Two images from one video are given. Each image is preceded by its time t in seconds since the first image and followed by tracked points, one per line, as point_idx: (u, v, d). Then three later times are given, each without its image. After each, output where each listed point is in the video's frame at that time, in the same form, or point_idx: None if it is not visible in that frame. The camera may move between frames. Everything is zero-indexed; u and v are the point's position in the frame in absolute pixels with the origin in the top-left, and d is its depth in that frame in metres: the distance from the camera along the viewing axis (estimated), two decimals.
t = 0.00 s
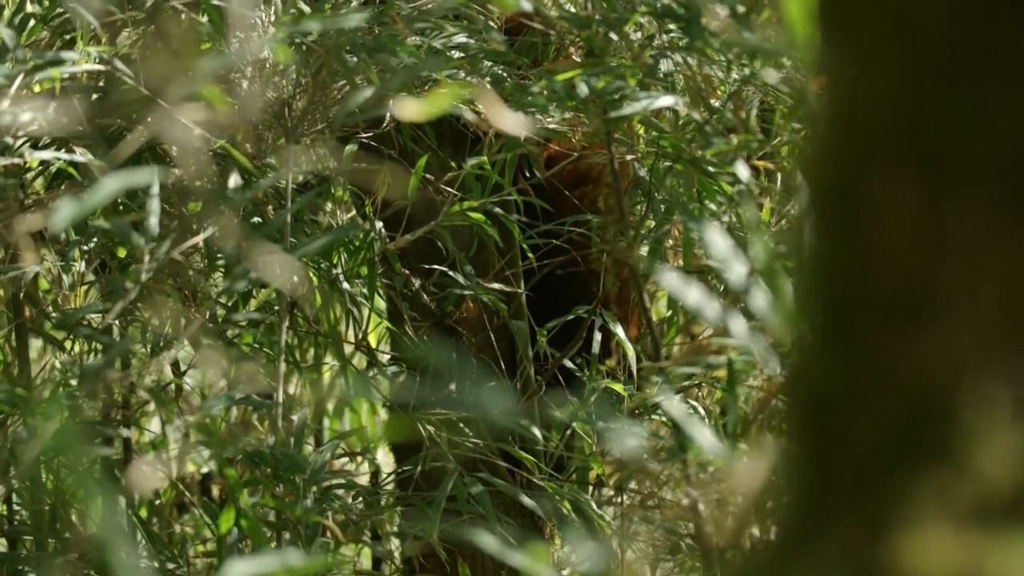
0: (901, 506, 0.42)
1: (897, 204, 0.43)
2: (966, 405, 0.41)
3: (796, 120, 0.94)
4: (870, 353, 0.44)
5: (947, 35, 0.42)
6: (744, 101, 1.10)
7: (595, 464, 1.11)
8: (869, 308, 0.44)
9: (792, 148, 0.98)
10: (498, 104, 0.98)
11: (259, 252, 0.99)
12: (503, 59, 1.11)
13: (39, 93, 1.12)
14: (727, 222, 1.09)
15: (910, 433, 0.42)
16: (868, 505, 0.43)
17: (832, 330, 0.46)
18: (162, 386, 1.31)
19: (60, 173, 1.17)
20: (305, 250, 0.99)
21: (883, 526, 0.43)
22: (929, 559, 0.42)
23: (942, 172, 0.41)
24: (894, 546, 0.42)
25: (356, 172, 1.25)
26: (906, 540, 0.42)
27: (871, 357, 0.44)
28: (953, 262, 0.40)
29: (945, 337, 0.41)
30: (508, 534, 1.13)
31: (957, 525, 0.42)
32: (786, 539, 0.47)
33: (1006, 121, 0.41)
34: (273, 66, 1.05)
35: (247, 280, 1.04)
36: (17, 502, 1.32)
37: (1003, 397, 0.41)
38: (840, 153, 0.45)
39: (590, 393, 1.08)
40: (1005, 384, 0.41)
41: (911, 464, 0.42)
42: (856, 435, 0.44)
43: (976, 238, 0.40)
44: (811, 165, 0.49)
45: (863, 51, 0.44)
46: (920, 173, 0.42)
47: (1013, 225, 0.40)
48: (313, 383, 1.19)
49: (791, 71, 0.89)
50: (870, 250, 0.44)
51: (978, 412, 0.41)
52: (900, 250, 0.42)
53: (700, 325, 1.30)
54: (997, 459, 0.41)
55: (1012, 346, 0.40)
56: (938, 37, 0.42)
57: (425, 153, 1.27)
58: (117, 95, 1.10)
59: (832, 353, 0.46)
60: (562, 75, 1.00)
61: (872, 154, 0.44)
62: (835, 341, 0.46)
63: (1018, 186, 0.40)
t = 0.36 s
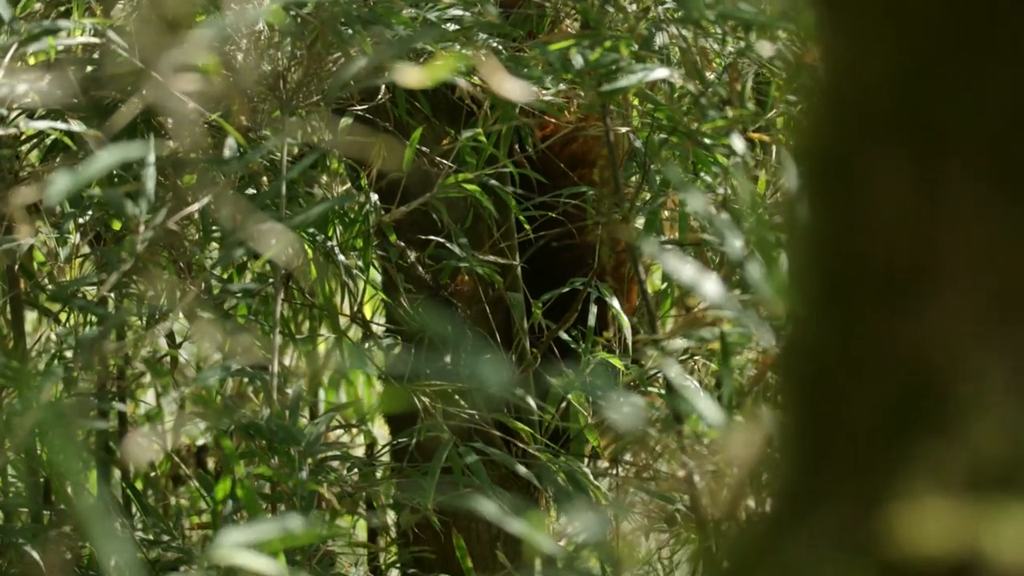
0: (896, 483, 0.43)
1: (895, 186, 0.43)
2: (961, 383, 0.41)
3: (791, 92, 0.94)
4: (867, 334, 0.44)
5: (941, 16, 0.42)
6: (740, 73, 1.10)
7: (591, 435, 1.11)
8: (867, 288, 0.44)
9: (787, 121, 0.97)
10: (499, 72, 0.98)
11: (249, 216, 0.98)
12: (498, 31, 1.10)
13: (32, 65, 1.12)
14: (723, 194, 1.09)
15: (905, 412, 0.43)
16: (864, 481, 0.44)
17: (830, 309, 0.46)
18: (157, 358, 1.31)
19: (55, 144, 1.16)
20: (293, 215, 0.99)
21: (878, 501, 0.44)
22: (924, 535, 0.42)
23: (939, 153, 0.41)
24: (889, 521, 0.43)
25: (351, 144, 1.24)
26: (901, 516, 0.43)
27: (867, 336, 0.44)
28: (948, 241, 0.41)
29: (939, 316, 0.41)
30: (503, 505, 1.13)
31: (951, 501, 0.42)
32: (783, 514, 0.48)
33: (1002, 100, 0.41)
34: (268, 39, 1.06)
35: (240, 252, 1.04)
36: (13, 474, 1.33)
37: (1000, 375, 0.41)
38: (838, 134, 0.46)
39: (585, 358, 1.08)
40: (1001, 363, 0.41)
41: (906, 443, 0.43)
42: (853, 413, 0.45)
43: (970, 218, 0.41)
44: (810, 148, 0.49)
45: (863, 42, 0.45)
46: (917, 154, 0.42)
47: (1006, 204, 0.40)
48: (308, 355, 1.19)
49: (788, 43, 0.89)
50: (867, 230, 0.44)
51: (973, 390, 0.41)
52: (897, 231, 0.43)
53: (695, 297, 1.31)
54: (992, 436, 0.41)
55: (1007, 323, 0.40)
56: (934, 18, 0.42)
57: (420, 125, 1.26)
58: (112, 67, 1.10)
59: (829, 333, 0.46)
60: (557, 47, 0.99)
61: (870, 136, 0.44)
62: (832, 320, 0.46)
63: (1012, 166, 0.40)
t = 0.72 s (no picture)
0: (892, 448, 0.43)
1: (890, 154, 0.43)
2: (959, 350, 0.42)
3: (789, 58, 0.94)
4: (862, 303, 0.44)
5: None
6: (738, 39, 1.09)
7: (587, 402, 1.12)
8: (861, 256, 0.44)
9: (785, 87, 0.97)
10: (496, 37, 0.99)
11: (245, 182, 0.98)
12: None
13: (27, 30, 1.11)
14: (720, 161, 1.09)
15: (900, 379, 0.43)
16: (859, 447, 0.45)
17: (825, 277, 0.46)
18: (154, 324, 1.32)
19: (51, 111, 1.16)
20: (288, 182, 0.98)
21: (874, 465, 0.44)
22: (919, 499, 0.43)
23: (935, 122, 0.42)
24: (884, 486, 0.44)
25: (347, 111, 1.24)
26: (900, 483, 0.43)
27: (861, 303, 0.44)
28: (944, 211, 0.41)
29: (935, 284, 0.42)
30: (500, 471, 1.14)
31: (946, 466, 0.43)
32: (777, 480, 0.48)
33: (1002, 78, 0.41)
34: (264, 4, 1.05)
35: (236, 218, 1.03)
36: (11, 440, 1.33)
37: (996, 343, 0.41)
38: (833, 103, 0.45)
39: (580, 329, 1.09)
40: (998, 334, 0.41)
41: (900, 410, 0.43)
42: (847, 380, 0.45)
43: (966, 188, 0.41)
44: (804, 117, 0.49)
45: (854, 9, 0.44)
46: (913, 123, 0.42)
47: (1004, 174, 0.41)
48: (305, 322, 1.19)
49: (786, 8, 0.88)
50: (862, 197, 0.44)
51: (969, 358, 0.41)
52: (893, 199, 0.43)
53: (691, 263, 1.31)
54: (989, 403, 0.42)
55: (1003, 292, 0.41)
56: None
57: (416, 91, 1.25)
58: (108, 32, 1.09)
59: (824, 301, 0.46)
60: (554, 13, 0.99)
61: (866, 104, 0.44)
62: (827, 287, 0.46)
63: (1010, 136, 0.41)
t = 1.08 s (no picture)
0: (892, 416, 0.43)
1: (891, 124, 0.43)
2: (960, 317, 0.42)
3: (789, 25, 0.93)
4: (860, 271, 0.44)
5: None
6: (738, 6, 1.09)
7: (586, 370, 1.12)
8: (861, 224, 0.44)
9: (785, 55, 0.97)
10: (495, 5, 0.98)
11: (243, 150, 0.98)
12: None
13: None
14: (719, 129, 1.09)
15: (901, 347, 0.43)
16: (858, 417, 0.44)
17: (822, 247, 0.46)
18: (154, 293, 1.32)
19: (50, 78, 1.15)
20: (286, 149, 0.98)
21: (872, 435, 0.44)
22: (919, 468, 0.43)
23: (934, 92, 0.42)
24: (884, 455, 0.43)
25: (346, 78, 1.23)
26: (897, 450, 0.43)
27: (859, 272, 0.44)
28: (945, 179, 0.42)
29: (936, 252, 0.42)
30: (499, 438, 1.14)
31: (946, 435, 0.43)
32: (771, 454, 0.48)
33: (997, 43, 0.42)
34: None
35: (235, 186, 1.03)
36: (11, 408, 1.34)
37: (997, 310, 0.41)
38: (831, 75, 0.46)
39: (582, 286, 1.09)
40: (996, 296, 0.41)
41: (900, 378, 0.43)
42: (844, 349, 0.45)
43: (966, 156, 0.42)
44: (797, 96, 0.49)
45: None
46: (913, 92, 0.43)
47: (1002, 146, 0.42)
48: (305, 290, 1.19)
49: None
50: (861, 167, 0.44)
51: (971, 325, 0.42)
52: (894, 168, 0.43)
53: (691, 231, 1.31)
54: (989, 371, 0.42)
55: (1004, 261, 0.41)
56: None
57: (414, 59, 1.25)
58: None
59: (821, 272, 0.46)
60: None
61: (865, 76, 0.44)
62: (823, 258, 0.46)
63: (1008, 108, 0.42)
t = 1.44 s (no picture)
0: (889, 388, 0.43)
1: (886, 97, 0.43)
2: (954, 290, 0.42)
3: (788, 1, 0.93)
4: (858, 245, 0.44)
5: None
6: None
7: (585, 345, 1.12)
8: (857, 199, 0.44)
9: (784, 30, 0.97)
10: None
11: (240, 124, 0.97)
12: None
13: None
14: (718, 105, 1.09)
15: (896, 317, 0.43)
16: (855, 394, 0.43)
17: (819, 223, 0.46)
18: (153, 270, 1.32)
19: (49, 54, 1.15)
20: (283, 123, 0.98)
21: (870, 408, 0.43)
22: (914, 440, 0.42)
23: (928, 65, 0.43)
24: (878, 427, 0.43)
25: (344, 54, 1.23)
26: (892, 426, 0.42)
27: (854, 245, 0.44)
28: (938, 151, 0.42)
29: (930, 224, 0.42)
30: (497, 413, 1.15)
31: (943, 410, 0.42)
32: (768, 430, 0.48)
33: (994, 21, 0.42)
34: None
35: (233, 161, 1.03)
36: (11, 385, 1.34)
37: (992, 282, 0.41)
38: (827, 53, 0.46)
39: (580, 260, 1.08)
40: (993, 270, 0.41)
41: (895, 351, 0.43)
42: (840, 324, 0.45)
43: (963, 131, 0.42)
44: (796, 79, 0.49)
45: None
46: (907, 66, 0.43)
47: (996, 120, 0.42)
48: (303, 266, 1.19)
49: None
50: (856, 142, 0.44)
51: (965, 296, 0.42)
52: (890, 141, 0.43)
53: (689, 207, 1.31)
54: (985, 342, 0.41)
55: (999, 235, 0.41)
56: None
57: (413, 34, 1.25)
58: None
59: (818, 248, 0.46)
60: None
61: (860, 52, 0.45)
62: (819, 234, 0.46)
63: (1003, 82, 0.42)
